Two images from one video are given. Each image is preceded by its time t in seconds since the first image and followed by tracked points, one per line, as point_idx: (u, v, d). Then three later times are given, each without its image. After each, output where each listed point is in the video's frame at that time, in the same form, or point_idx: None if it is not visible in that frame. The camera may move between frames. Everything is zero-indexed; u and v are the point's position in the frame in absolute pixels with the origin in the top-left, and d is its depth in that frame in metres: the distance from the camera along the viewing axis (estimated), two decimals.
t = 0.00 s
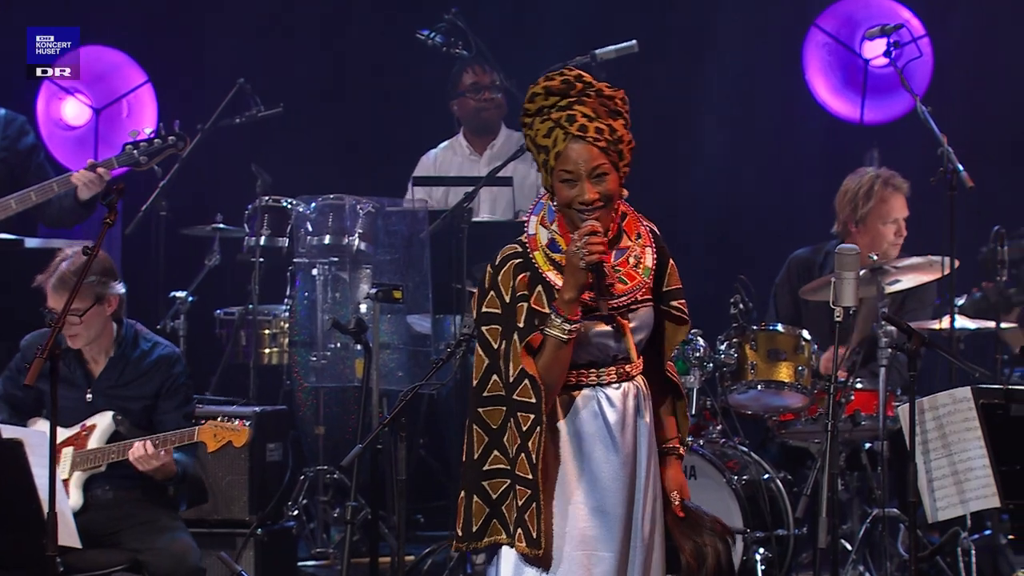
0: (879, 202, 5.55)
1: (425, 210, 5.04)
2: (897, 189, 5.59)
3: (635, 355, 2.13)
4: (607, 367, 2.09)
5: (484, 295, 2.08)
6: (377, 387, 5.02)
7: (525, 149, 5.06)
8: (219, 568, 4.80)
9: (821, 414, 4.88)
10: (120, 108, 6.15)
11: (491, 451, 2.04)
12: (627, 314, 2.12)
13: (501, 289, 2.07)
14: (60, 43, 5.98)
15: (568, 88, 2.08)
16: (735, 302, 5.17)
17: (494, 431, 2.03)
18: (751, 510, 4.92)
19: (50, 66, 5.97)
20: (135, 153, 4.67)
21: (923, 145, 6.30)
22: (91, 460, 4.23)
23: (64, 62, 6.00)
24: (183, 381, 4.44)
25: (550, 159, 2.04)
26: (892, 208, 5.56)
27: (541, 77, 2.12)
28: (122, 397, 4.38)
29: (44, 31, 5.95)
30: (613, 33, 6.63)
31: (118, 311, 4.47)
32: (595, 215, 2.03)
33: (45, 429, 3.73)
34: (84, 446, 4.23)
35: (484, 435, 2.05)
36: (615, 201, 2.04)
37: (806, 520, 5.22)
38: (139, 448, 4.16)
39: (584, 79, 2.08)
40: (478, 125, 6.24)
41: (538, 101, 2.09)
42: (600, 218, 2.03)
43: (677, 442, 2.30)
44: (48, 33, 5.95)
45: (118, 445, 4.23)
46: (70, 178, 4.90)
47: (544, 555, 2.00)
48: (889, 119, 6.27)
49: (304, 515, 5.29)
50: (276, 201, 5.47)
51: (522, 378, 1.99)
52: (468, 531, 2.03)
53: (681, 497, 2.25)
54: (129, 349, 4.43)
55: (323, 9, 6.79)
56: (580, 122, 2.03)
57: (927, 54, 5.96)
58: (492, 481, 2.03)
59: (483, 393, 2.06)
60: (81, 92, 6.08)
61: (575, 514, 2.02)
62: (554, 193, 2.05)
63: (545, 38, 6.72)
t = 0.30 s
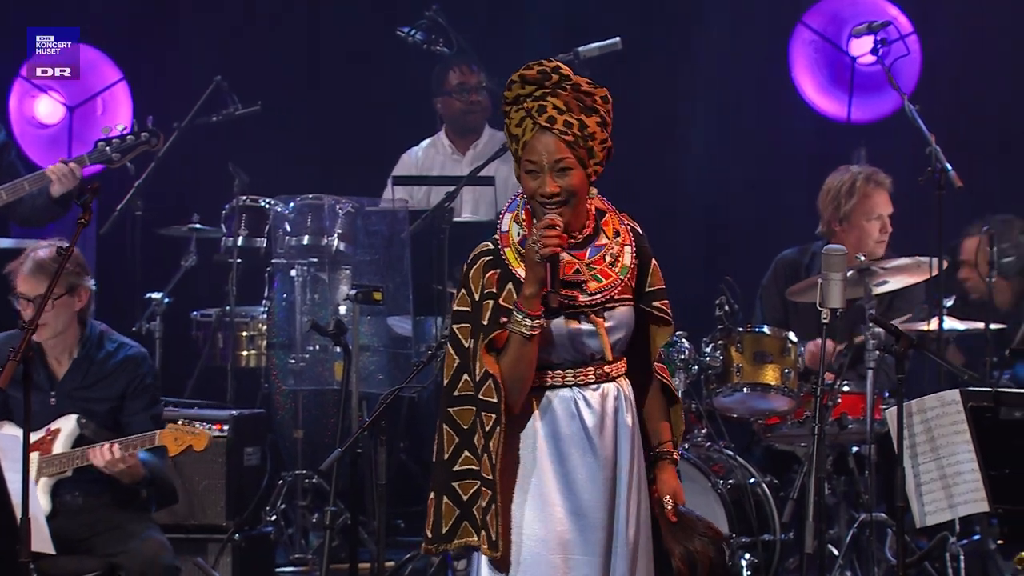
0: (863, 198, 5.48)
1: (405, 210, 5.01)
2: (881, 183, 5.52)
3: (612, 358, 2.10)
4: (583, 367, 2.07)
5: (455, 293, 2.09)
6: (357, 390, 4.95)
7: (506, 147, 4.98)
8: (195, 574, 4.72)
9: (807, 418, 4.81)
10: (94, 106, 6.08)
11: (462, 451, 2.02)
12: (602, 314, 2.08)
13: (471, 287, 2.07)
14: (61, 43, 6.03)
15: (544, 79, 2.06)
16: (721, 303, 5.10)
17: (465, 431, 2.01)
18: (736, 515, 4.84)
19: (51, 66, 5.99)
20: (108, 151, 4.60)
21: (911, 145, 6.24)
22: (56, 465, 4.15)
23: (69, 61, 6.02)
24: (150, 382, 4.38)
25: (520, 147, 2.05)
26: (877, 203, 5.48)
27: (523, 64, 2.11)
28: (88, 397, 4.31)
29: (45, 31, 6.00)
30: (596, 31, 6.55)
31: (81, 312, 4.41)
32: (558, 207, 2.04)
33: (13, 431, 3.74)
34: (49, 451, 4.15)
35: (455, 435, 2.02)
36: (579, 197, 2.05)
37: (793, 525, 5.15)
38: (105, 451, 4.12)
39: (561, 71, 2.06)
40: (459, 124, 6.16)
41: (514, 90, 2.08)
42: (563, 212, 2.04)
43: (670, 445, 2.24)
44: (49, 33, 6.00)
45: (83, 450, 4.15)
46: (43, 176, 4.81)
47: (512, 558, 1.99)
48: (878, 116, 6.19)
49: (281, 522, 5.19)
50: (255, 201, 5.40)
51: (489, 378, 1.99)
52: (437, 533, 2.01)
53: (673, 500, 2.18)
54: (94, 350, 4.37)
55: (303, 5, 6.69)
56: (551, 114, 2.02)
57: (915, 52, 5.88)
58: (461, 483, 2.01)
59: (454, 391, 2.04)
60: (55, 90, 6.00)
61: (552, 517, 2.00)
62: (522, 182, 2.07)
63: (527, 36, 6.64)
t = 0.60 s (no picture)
0: (851, 213, 5.42)
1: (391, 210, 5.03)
2: (871, 194, 5.44)
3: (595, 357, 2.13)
4: (565, 367, 2.11)
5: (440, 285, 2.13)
6: (340, 394, 4.88)
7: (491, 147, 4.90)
8: None
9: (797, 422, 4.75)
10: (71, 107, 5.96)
11: (436, 447, 2.06)
12: (587, 314, 2.11)
13: (454, 280, 2.12)
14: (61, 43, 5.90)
15: (545, 76, 2.12)
16: (709, 305, 5.02)
17: (440, 425, 2.05)
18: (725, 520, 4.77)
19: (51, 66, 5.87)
20: (86, 151, 4.53)
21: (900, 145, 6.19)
22: (29, 469, 4.09)
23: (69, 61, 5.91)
24: (125, 385, 4.30)
25: (510, 138, 2.10)
26: (866, 217, 5.42)
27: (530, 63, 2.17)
28: (61, 401, 4.23)
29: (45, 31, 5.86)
30: (581, 30, 6.49)
31: (54, 313, 4.32)
32: (537, 202, 2.07)
33: None
34: (22, 457, 4.09)
35: (429, 430, 2.07)
36: (559, 195, 2.08)
37: (783, 531, 5.08)
38: (76, 453, 4.03)
39: (562, 71, 2.12)
40: (443, 123, 6.09)
41: (515, 85, 2.15)
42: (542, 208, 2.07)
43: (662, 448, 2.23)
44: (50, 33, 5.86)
45: (55, 454, 4.09)
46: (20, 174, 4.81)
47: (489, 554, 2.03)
48: (867, 116, 6.12)
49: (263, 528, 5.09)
50: (236, 201, 5.36)
51: (467, 370, 2.05)
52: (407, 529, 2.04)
53: (657, 502, 2.19)
54: (66, 353, 4.28)
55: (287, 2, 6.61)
56: (541, 109, 2.08)
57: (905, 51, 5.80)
58: (434, 478, 2.04)
59: (432, 387, 2.08)
60: (31, 89, 5.87)
61: (532, 518, 2.03)
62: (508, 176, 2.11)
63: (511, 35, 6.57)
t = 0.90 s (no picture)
0: (845, 205, 5.34)
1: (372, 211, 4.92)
2: (865, 190, 5.38)
3: (583, 355, 2.04)
4: (546, 363, 2.01)
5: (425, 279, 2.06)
6: (321, 398, 4.79)
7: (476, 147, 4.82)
8: None
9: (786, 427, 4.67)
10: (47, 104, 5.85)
11: (427, 438, 1.98)
12: (571, 309, 2.02)
13: (438, 272, 2.04)
14: (60, 43, 5.85)
15: (539, 71, 2.04)
16: (696, 307, 4.95)
17: (430, 418, 1.98)
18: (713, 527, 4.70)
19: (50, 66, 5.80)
20: (61, 156, 4.46)
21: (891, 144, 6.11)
22: (5, 475, 3.97)
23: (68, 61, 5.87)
24: (103, 390, 4.20)
25: (501, 132, 2.02)
26: (859, 211, 5.35)
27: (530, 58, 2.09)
28: (39, 406, 4.13)
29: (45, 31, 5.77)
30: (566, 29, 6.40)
31: (32, 316, 4.23)
32: (521, 196, 1.98)
33: None
34: None
35: (419, 422, 1.99)
36: (545, 191, 1.99)
37: (771, 538, 5.00)
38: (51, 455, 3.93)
39: (557, 65, 2.04)
40: (428, 123, 6.00)
41: (511, 80, 2.07)
42: (528, 203, 1.99)
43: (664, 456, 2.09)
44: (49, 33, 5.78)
45: (32, 458, 3.98)
46: None
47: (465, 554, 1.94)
48: (857, 116, 6.03)
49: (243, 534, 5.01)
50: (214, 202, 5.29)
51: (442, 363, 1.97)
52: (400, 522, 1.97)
53: (650, 511, 2.04)
54: (43, 358, 4.19)
55: None
56: (529, 102, 1.99)
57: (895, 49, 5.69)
58: (426, 471, 1.97)
59: (419, 378, 2.00)
60: (7, 87, 5.77)
61: (513, 518, 1.94)
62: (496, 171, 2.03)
63: (495, 34, 6.48)
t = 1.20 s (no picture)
0: (852, 205, 5.26)
1: (365, 213, 4.84)
2: (873, 190, 5.30)
3: (560, 360, 2.09)
4: (527, 368, 2.07)
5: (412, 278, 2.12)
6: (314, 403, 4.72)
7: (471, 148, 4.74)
8: None
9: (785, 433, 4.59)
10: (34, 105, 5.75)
11: (412, 441, 2.03)
12: (549, 312, 2.08)
13: (421, 272, 2.10)
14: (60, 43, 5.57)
15: (517, 65, 2.12)
16: (694, 312, 4.86)
17: (413, 421, 2.03)
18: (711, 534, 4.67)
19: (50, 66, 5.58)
20: (47, 155, 4.41)
21: (892, 145, 6.03)
22: None
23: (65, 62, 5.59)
24: (93, 396, 4.11)
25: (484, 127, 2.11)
26: (866, 211, 5.27)
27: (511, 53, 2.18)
28: (28, 413, 4.05)
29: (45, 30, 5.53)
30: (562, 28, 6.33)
31: (21, 321, 4.14)
32: (505, 190, 2.07)
33: None
34: None
35: (404, 425, 2.04)
36: (530, 181, 2.07)
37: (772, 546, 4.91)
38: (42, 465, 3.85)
39: (536, 58, 2.12)
40: (423, 123, 5.92)
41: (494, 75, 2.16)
42: (513, 196, 2.07)
43: (667, 460, 2.12)
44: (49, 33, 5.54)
45: (21, 466, 3.89)
46: None
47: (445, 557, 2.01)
48: (858, 117, 5.95)
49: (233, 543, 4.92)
50: (204, 204, 5.28)
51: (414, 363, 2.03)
52: (387, 527, 2.02)
53: (660, 517, 2.07)
54: (32, 364, 4.10)
55: None
56: (508, 96, 2.08)
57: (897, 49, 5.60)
58: (410, 474, 2.02)
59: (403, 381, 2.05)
60: None
61: (492, 523, 2.00)
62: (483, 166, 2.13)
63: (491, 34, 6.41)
